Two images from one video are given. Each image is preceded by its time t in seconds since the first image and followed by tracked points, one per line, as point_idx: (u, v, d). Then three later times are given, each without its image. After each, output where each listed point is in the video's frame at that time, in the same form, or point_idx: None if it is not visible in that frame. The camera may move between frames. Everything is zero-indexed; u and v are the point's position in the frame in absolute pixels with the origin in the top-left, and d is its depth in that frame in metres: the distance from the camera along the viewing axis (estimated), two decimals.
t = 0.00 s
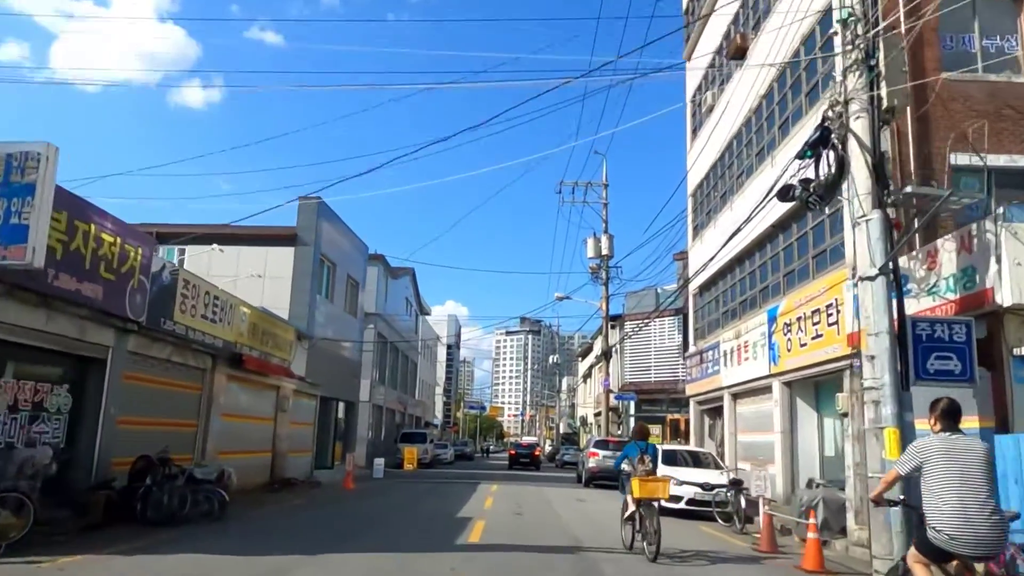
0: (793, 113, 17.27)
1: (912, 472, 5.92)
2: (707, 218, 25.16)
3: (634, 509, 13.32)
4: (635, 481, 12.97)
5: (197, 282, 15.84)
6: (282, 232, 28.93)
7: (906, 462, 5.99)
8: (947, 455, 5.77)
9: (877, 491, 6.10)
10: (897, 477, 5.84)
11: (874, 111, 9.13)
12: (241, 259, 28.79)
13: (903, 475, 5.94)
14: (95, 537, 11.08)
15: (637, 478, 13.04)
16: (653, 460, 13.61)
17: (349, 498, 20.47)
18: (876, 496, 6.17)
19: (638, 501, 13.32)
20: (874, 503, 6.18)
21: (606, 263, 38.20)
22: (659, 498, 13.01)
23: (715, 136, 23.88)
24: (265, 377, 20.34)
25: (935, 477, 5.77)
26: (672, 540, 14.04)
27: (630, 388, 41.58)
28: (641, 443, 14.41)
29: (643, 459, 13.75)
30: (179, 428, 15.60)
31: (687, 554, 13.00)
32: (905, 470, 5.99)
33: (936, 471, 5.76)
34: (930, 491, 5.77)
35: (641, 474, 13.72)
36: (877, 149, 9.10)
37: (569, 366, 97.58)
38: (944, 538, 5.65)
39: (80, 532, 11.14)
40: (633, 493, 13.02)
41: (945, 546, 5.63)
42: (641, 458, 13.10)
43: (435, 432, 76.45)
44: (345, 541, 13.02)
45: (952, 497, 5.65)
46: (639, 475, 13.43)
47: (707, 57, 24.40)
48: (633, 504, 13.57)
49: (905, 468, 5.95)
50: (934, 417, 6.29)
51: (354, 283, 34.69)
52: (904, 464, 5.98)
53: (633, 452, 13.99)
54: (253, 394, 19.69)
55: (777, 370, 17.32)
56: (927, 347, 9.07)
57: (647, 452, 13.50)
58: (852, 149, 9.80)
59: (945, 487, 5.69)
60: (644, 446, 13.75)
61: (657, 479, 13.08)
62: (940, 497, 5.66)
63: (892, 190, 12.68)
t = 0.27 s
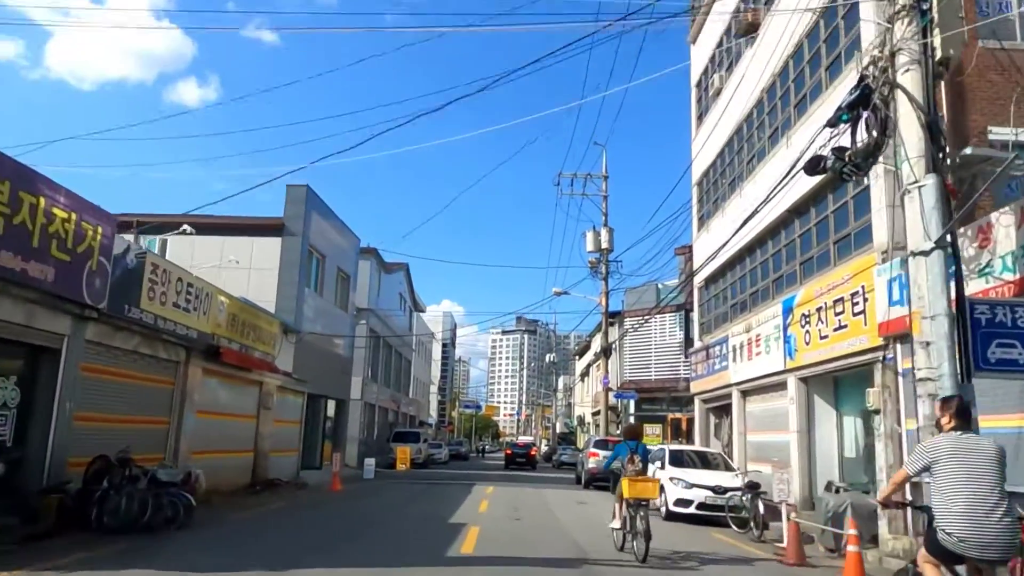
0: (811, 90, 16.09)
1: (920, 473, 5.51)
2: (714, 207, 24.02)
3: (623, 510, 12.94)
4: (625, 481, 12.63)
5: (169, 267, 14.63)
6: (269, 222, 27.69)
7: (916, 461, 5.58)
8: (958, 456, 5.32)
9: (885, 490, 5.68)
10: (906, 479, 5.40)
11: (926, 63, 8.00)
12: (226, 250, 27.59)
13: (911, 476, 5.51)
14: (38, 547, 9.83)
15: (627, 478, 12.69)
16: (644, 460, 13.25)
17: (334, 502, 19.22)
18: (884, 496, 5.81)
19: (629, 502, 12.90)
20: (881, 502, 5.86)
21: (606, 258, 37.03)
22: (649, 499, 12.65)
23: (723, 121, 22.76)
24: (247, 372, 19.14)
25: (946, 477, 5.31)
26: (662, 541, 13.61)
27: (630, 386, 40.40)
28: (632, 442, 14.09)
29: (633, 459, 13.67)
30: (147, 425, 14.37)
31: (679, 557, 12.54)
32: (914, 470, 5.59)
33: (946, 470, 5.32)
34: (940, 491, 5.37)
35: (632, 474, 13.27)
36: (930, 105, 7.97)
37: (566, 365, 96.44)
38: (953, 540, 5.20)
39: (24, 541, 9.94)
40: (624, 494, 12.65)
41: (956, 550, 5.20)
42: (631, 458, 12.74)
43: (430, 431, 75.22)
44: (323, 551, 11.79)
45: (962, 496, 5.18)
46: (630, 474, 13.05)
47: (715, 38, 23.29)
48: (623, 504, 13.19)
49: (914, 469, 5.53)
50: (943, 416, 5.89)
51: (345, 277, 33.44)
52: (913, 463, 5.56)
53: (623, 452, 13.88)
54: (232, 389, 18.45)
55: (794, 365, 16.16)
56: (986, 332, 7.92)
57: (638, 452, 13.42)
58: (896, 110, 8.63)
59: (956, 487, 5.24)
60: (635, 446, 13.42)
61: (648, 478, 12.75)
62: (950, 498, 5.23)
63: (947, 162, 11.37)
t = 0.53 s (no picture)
0: (827, 69, 15.14)
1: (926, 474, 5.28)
2: (718, 198, 23.06)
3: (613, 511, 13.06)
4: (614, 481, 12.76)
5: (140, 253, 13.59)
6: (256, 213, 26.65)
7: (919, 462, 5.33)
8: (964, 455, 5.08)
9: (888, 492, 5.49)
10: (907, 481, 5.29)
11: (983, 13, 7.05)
12: (213, 242, 26.57)
13: (916, 478, 5.28)
14: None
15: (617, 478, 12.84)
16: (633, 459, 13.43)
17: (320, 505, 18.22)
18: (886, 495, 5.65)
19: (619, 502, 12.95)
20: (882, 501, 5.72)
21: (605, 253, 36.07)
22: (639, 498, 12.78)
23: (731, 106, 21.79)
24: (227, 368, 18.09)
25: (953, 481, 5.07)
26: (654, 541, 13.44)
27: (629, 385, 39.44)
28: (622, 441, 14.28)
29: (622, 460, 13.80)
30: (116, 423, 13.35)
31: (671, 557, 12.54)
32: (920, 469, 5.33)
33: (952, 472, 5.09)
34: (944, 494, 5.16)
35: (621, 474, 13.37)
36: (989, 61, 7.01)
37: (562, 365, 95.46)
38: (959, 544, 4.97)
39: None
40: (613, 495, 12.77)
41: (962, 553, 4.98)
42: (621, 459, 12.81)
43: (424, 431, 74.18)
44: (302, 562, 10.78)
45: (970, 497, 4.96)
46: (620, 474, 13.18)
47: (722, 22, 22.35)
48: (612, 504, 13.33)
49: (920, 469, 5.29)
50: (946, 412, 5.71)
51: (335, 272, 32.40)
52: (918, 464, 5.31)
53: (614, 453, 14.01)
54: (212, 386, 17.42)
55: (808, 361, 15.22)
56: None
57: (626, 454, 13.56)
58: (942, 70, 7.68)
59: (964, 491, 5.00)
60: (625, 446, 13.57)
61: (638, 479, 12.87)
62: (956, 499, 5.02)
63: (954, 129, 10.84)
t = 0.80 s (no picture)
0: (846, 45, 14.20)
1: (929, 477, 5.24)
2: (723, 190, 22.17)
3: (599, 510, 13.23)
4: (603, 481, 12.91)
5: (107, 238, 12.57)
6: (242, 205, 25.65)
7: (921, 466, 5.31)
8: (966, 455, 5.03)
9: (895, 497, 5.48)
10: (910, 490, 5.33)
11: None
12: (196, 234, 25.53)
13: (920, 482, 5.28)
14: None
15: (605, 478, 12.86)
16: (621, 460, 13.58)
17: (305, 509, 17.19)
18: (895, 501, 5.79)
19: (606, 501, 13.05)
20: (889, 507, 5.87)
21: (603, 248, 35.13)
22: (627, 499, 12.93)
23: (737, 93, 20.90)
24: (206, 364, 17.08)
25: (954, 479, 5.01)
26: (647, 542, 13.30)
27: (627, 385, 38.50)
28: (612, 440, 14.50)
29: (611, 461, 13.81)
30: (79, 422, 12.35)
31: (660, 556, 12.60)
32: (923, 473, 5.33)
33: (953, 473, 5.03)
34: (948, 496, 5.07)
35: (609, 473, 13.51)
36: None
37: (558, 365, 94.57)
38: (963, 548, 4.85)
39: None
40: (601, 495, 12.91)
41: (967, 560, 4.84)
42: (611, 460, 12.94)
43: (418, 431, 73.18)
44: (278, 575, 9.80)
45: (972, 498, 4.87)
46: (608, 473, 13.35)
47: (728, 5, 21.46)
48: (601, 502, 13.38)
49: (924, 473, 5.27)
50: (953, 417, 5.68)
51: (325, 267, 31.38)
52: (921, 468, 5.27)
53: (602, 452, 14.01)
54: (189, 383, 16.42)
55: (824, 356, 14.28)
56: None
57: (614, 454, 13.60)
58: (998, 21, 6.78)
59: (964, 489, 4.91)
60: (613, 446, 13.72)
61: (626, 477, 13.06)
62: (957, 501, 4.93)
63: (1004, 94, 9.93)
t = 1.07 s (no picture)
0: (869, 12, 13.19)
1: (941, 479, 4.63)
2: (728, 177, 21.14)
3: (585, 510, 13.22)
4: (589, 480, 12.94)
5: (62, 216, 11.42)
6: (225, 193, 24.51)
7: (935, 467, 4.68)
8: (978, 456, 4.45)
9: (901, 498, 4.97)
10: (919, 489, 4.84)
11: None
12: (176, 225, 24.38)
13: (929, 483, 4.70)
14: None
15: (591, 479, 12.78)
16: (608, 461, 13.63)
17: (287, 514, 16.11)
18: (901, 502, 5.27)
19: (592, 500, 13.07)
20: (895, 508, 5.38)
21: (601, 242, 34.07)
22: (611, 499, 13.02)
23: (744, 74, 19.88)
24: (179, 358, 15.94)
25: (963, 481, 4.45)
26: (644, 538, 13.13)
27: (625, 383, 37.47)
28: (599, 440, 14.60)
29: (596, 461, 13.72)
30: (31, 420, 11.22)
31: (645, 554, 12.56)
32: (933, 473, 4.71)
33: (962, 474, 4.47)
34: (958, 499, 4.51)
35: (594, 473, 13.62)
36: None
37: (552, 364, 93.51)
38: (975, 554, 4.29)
39: None
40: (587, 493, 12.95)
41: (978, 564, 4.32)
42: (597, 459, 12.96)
43: (411, 431, 72.07)
44: None
45: (981, 499, 4.33)
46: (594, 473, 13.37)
47: None
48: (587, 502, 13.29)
49: (933, 472, 4.67)
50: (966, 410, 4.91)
51: (313, 261, 30.25)
52: (932, 469, 4.67)
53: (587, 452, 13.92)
54: (160, 379, 15.28)
55: (844, 349, 13.23)
56: None
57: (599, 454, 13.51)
58: None
59: (973, 493, 4.37)
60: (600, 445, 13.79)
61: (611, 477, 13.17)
62: (967, 503, 4.40)
63: None
